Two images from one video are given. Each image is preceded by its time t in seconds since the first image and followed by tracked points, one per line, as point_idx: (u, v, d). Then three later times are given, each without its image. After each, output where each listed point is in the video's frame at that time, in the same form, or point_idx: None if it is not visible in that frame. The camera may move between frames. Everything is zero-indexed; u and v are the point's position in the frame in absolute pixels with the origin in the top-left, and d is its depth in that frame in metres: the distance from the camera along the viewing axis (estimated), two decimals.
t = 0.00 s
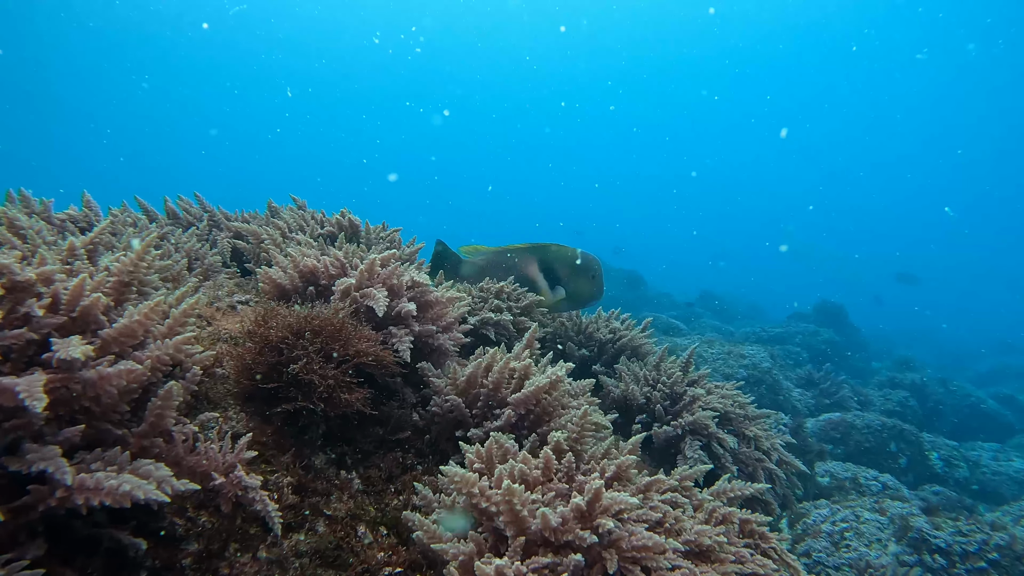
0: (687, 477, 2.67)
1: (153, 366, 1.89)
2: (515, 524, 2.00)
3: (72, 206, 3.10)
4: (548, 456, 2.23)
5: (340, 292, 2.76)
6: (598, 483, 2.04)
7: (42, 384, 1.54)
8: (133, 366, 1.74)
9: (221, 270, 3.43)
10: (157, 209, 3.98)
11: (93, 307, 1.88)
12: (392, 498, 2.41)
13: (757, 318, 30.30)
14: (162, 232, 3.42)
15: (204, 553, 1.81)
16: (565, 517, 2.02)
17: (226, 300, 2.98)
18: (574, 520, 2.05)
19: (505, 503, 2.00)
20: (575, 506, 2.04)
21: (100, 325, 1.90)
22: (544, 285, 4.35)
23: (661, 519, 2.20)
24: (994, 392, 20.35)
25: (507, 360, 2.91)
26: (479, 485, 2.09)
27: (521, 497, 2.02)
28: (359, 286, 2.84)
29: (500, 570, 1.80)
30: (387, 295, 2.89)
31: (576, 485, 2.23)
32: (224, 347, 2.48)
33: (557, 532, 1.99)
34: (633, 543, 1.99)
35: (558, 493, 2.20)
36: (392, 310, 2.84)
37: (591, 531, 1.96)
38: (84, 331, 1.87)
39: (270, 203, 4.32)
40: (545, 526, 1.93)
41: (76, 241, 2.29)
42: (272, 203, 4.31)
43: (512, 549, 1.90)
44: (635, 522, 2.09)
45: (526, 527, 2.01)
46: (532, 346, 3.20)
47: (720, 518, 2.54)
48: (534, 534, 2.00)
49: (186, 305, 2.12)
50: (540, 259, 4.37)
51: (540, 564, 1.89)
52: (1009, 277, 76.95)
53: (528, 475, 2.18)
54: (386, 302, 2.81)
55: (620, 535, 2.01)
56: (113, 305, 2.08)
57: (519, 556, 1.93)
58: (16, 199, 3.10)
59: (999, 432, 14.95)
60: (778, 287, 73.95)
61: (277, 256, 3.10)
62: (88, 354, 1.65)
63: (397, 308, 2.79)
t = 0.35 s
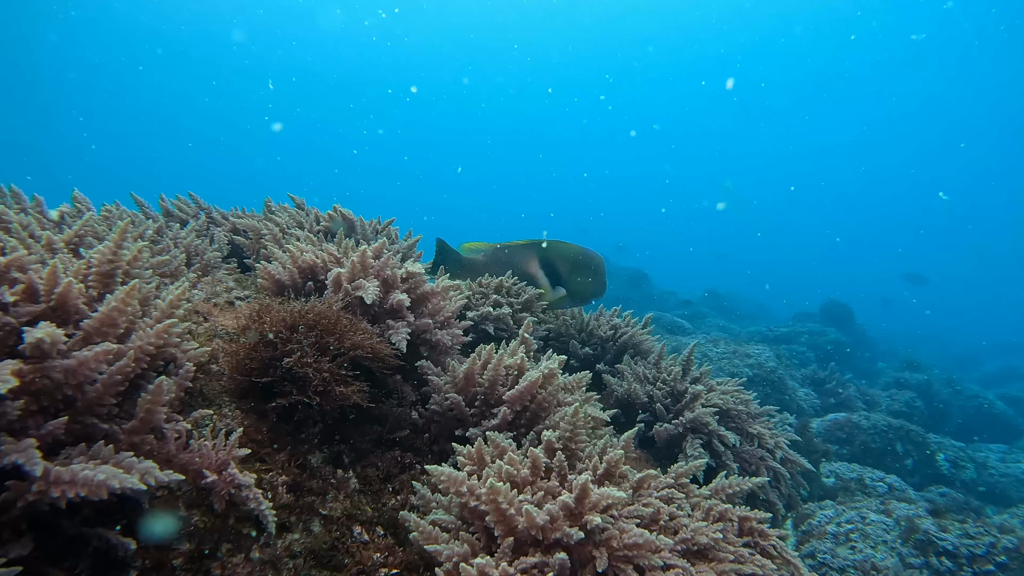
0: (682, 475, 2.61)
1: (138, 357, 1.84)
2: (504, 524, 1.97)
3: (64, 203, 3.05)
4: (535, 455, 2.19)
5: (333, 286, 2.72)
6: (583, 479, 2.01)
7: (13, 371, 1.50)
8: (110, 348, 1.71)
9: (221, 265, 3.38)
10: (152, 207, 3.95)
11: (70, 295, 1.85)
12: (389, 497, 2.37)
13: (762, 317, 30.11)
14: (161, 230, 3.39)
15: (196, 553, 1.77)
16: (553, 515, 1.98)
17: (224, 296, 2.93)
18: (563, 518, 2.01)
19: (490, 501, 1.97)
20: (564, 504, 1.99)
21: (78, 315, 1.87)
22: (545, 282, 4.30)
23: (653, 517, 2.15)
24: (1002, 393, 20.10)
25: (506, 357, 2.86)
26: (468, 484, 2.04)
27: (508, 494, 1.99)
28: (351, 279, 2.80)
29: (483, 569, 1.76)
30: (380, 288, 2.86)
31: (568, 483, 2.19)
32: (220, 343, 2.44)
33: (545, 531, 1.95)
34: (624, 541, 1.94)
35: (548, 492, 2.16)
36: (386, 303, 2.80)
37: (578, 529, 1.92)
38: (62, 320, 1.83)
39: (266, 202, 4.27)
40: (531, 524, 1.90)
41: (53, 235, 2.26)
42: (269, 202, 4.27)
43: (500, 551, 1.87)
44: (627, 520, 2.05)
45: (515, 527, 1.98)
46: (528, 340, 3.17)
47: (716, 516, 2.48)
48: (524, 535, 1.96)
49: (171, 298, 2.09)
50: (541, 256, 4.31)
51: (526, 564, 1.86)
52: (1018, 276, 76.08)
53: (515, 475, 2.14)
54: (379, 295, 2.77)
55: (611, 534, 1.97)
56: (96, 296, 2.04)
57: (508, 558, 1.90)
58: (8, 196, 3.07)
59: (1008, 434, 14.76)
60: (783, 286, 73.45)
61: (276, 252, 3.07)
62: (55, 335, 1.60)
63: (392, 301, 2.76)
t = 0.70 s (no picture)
0: (679, 474, 2.57)
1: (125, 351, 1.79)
2: (493, 526, 1.95)
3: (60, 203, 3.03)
4: (523, 456, 2.16)
5: (328, 282, 2.69)
6: (569, 475, 1.99)
7: None
8: (89, 335, 1.68)
9: (220, 264, 3.35)
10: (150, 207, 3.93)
11: (49, 288, 1.82)
12: (387, 499, 2.33)
13: (767, 318, 29.92)
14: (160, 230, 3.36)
15: (190, 556, 1.74)
16: (541, 515, 1.95)
17: (223, 294, 2.90)
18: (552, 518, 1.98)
19: (477, 500, 1.95)
20: (552, 503, 1.97)
21: (63, 310, 1.84)
22: (546, 281, 4.25)
23: (645, 516, 2.11)
24: (1011, 395, 19.84)
25: (505, 356, 2.83)
26: (458, 485, 2.02)
27: (494, 495, 1.96)
28: (343, 272, 2.81)
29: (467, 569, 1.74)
30: (376, 283, 2.85)
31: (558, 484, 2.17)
32: (216, 343, 2.41)
33: (533, 531, 1.92)
34: (614, 541, 1.90)
35: (538, 493, 2.13)
36: (381, 299, 2.79)
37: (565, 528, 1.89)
38: (47, 315, 1.81)
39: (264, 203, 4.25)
40: (518, 524, 1.88)
41: (38, 232, 2.22)
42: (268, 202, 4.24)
43: (491, 554, 1.85)
44: (618, 519, 2.00)
45: (504, 529, 1.95)
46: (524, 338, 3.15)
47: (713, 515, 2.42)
48: (513, 536, 1.94)
49: (163, 291, 2.06)
50: (542, 255, 4.26)
51: (514, 566, 1.82)
52: None
53: (505, 477, 2.11)
54: (373, 289, 2.76)
55: (601, 535, 1.92)
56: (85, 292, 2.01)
57: (500, 561, 1.87)
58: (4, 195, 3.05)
59: (1016, 436, 14.58)
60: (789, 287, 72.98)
61: (275, 250, 3.05)
62: (25, 323, 1.58)
63: (387, 295, 2.74)
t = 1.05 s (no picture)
0: (676, 476, 2.51)
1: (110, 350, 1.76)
2: (485, 532, 1.90)
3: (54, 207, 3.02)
4: (513, 462, 2.12)
5: (325, 283, 2.66)
6: (554, 476, 1.96)
7: None
8: (67, 329, 1.65)
9: (218, 268, 3.32)
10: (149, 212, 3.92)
11: (28, 290, 1.79)
12: (385, 506, 2.30)
13: (773, 318, 29.72)
14: (158, 235, 3.34)
15: (183, 565, 1.71)
16: (531, 519, 1.91)
17: (221, 298, 2.87)
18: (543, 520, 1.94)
19: (465, 505, 1.92)
20: (541, 506, 1.93)
21: (45, 312, 1.81)
22: (547, 281, 4.21)
23: (638, 518, 2.06)
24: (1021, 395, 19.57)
25: (504, 357, 2.79)
26: (446, 490, 2.01)
27: (481, 498, 1.93)
28: (333, 269, 2.80)
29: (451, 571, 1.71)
30: (369, 281, 2.84)
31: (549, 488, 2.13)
32: (212, 348, 2.38)
33: (524, 535, 1.88)
34: (606, 543, 1.85)
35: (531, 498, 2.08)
36: (377, 298, 2.76)
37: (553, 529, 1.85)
38: (29, 317, 1.78)
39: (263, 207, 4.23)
40: (506, 528, 1.85)
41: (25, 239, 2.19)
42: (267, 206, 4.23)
43: (484, 561, 1.80)
44: (611, 521, 1.95)
45: (495, 534, 1.91)
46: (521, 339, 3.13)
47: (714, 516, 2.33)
48: (506, 540, 1.90)
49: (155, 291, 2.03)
50: (542, 256, 4.22)
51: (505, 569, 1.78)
52: None
53: (498, 484, 2.07)
54: (366, 287, 2.74)
55: (593, 537, 1.88)
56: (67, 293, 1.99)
57: (493, 569, 1.82)
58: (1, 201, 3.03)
59: None
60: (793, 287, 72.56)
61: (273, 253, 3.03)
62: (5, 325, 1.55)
63: (381, 294, 2.72)
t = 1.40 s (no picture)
0: (670, 482, 2.45)
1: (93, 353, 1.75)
2: (472, 542, 1.87)
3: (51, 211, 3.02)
4: (499, 471, 2.08)
5: (318, 286, 2.64)
6: (537, 481, 1.94)
7: None
8: (44, 326, 1.64)
9: (216, 272, 3.30)
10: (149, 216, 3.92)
11: (8, 294, 1.77)
12: (381, 515, 2.25)
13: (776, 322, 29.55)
14: (156, 238, 3.33)
15: None
16: (516, 527, 1.88)
17: (217, 303, 2.85)
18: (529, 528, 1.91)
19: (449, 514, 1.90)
20: (526, 513, 1.90)
21: (25, 315, 1.78)
22: (546, 285, 4.17)
23: (629, 526, 2.02)
24: None
25: (500, 362, 2.76)
26: (433, 498, 2.01)
27: (465, 506, 1.91)
28: (323, 269, 2.80)
29: None
30: (360, 281, 2.83)
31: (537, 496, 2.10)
32: (206, 354, 2.35)
33: (511, 542, 1.84)
34: (594, 550, 1.81)
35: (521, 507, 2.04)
36: (372, 302, 2.74)
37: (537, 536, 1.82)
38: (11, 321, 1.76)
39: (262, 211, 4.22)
40: (492, 537, 1.80)
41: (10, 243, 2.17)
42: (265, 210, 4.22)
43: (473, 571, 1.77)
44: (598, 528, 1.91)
45: (483, 544, 1.87)
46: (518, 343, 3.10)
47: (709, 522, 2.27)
48: (494, 549, 1.86)
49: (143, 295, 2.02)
50: (541, 259, 4.19)
51: None
52: None
53: (487, 492, 2.03)
54: (357, 288, 2.73)
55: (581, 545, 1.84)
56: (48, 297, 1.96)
57: None
58: None
59: None
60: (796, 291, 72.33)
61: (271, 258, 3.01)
62: None
63: (373, 296, 2.70)
